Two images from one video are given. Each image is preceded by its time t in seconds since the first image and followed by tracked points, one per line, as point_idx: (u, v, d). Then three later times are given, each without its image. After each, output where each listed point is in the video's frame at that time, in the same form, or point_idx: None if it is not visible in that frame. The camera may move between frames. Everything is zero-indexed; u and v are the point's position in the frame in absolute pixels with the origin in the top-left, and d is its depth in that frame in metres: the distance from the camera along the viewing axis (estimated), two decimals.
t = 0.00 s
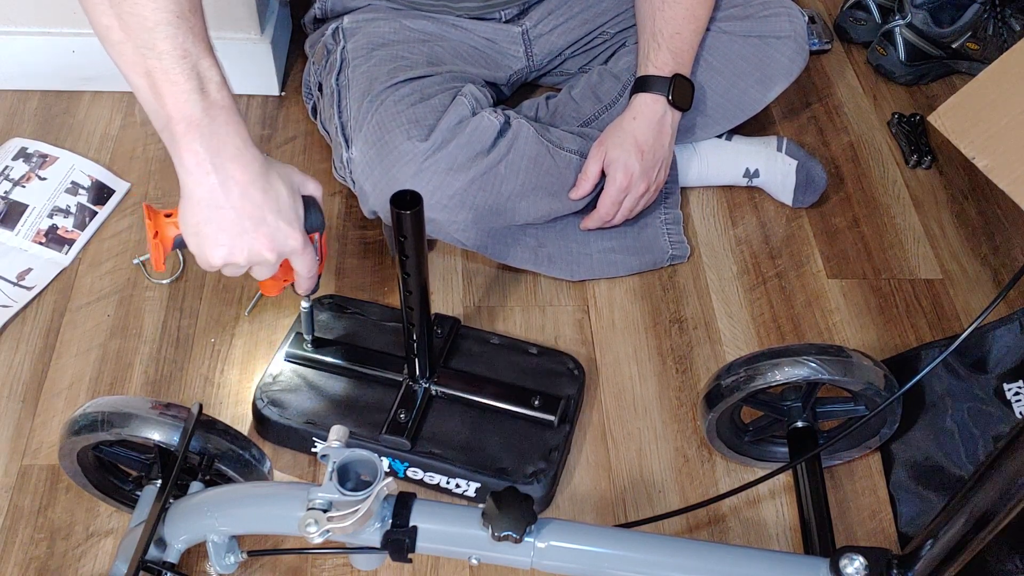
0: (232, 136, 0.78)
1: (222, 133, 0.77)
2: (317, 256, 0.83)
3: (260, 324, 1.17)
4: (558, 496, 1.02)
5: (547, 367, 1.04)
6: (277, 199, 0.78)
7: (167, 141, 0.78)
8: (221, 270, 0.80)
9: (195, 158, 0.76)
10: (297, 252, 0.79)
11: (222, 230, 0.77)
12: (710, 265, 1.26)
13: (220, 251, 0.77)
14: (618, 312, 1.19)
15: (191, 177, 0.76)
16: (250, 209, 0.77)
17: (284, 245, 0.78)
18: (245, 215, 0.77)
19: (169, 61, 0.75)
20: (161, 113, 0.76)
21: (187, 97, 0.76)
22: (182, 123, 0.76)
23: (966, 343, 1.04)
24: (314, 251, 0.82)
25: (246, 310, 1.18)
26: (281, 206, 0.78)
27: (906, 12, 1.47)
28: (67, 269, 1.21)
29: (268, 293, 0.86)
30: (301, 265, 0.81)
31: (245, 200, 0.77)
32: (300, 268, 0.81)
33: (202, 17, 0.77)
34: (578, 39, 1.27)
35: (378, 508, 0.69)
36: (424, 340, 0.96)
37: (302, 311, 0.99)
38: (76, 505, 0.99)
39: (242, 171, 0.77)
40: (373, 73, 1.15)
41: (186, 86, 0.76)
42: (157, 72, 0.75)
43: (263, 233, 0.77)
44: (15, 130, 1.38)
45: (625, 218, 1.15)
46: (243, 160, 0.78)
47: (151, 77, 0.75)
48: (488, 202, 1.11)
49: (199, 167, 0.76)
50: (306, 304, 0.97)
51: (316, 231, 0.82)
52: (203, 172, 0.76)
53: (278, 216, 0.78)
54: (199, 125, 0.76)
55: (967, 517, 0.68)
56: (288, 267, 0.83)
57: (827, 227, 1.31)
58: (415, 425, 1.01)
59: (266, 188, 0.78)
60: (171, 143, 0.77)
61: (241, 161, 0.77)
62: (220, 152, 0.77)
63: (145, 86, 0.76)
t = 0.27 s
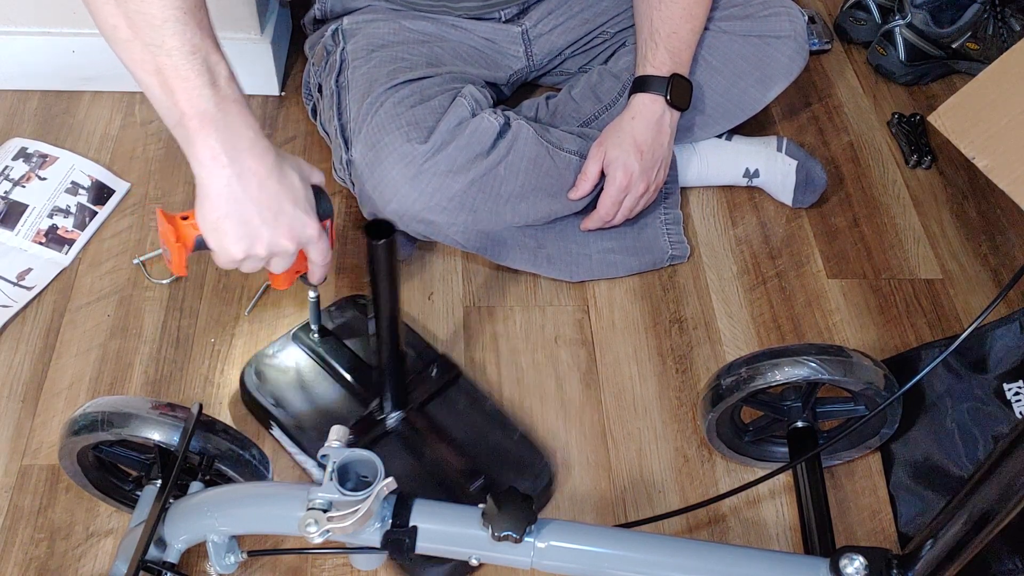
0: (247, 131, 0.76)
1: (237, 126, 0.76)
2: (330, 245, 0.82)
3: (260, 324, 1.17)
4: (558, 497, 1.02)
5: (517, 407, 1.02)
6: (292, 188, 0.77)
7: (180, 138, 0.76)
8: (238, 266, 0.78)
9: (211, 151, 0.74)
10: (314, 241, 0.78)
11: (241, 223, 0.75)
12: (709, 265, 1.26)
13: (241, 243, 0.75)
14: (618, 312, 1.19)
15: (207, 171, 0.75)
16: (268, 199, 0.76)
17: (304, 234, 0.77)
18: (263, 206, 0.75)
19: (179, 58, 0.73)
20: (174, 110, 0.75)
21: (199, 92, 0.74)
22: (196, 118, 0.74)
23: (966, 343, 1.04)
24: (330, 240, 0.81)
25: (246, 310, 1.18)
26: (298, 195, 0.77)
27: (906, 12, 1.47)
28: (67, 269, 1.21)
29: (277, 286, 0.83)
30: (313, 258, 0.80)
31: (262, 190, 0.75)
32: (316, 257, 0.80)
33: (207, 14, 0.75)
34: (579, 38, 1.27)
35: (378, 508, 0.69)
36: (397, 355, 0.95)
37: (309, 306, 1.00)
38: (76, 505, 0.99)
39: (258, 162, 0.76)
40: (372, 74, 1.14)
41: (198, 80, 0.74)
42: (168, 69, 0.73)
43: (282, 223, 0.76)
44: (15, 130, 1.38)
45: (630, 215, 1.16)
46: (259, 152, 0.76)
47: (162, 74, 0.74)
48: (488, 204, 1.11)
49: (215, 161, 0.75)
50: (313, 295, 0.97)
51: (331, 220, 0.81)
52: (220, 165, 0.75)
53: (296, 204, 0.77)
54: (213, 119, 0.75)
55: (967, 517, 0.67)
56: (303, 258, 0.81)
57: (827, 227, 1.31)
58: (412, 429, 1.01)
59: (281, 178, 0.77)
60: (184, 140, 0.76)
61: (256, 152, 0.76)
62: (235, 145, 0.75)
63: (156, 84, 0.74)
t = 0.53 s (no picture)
0: (259, 123, 0.78)
1: (249, 119, 0.77)
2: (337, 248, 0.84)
3: (260, 324, 1.17)
4: (558, 497, 1.02)
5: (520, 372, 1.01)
6: (304, 185, 0.79)
7: (192, 135, 0.77)
8: (247, 263, 0.78)
9: (226, 146, 0.75)
10: (325, 239, 0.80)
11: (254, 217, 0.76)
12: (710, 265, 1.26)
13: (251, 237, 0.76)
14: (618, 312, 1.19)
15: (221, 165, 0.75)
16: (282, 194, 0.77)
17: (315, 231, 0.78)
18: (278, 201, 0.77)
19: (189, 54, 0.74)
20: (185, 106, 0.75)
21: (210, 87, 0.75)
22: (208, 113, 0.75)
23: (966, 343, 1.04)
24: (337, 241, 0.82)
25: (247, 310, 1.18)
26: (310, 193, 0.79)
27: (906, 12, 1.47)
28: (67, 269, 1.21)
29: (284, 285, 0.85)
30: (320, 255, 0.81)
31: (277, 185, 0.77)
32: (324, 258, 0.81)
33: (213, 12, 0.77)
34: (578, 37, 1.28)
35: (378, 508, 0.69)
36: (379, 380, 0.91)
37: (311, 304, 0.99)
38: (76, 505, 0.99)
39: (272, 157, 0.78)
40: (370, 87, 1.14)
41: (208, 75, 0.75)
42: (178, 66, 0.74)
43: (295, 218, 0.77)
44: (15, 130, 1.38)
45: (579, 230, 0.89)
46: (272, 145, 0.78)
47: (171, 71, 0.74)
48: (488, 218, 1.11)
49: (229, 155, 0.75)
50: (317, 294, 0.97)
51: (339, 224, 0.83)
52: (234, 159, 0.76)
53: (308, 201, 0.78)
54: (225, 115, 0.76)
55: (966, 518, 0.67)
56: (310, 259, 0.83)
57: (827, 228, 1.31)
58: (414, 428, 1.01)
59: (294, 175, 0.79)
60: (196, 136, 0.76)
61: (270, 147, 0.78)
62: (248, 138, 0.77)
63: (165, 81, 0.75)
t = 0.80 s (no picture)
0: (255, 100, 0.77)
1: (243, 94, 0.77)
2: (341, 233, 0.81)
3: (260, 324, 1.17)
4: (558, 497, 1.02)
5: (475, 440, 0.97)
6: (304, 160, 0.78)
7: (189, 113, 0.76)
8: (249, 243, 0.75)
9: (222, 116, 0.75)
10: (326, 214, 0.77)
11: (252, 188, 0.74)
12: (710, 265, 1.26)
13: (250, 209, 0.73)
14: (618, 312, 1.19)
15: (218, 139, 0.75)
16: (281, 166, 0.76)
17: (316, 204, 0.76)
18: (277, 172, 0.75)
19: (178, 30, 0.75)
20: (179, 82, 0.75)
21: (204, 60, 0.75)
22: (202, 87, 0.75)
23: (967, 343, 1.04)
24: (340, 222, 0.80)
25: (247, 310, 1.17)
26: (310, 168, 0.78)
27: (907, 12, 1.47)
28: (67, 269, 1.21)
29: (280, 272, 0.80)
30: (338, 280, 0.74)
31: (275, 157, 0.76)
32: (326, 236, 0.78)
33: None
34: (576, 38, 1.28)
35: (378, 508, 0.69)
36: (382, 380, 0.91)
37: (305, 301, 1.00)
38: (76, 505, 0.99)
39: (269, 131, 0.77)
40: (364, 96, 1.14)
41: (194, 46, 0.75)
42: (167, 42, 0.75)
43: (296, 190, 0.75)
44: (16, 130, 1.38)
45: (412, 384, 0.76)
46: (269, 119, 0.77)
47: (164, 49, 0.75)
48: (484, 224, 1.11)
49: (226, 128, 0.75)
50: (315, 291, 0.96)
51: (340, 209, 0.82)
52: (231, 131, 0.75)
53: (307, 174, 0.77)
54: (221, 88, 0.75)
55: (965, 518, 0.67)
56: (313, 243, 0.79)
57: (827, 228, 1.31)
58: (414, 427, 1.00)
59: (294, 149, 0.78)
60: (193, 113, 0.76)
61: (267, 121, 0.77)
62: (244, 112, 0.76)
63: (158, 60, 0.75)
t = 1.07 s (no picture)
0: (179, 33, 0.72)
1: (162, 32, 0.72)
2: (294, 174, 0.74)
3: (260, 324, 1.16)
4: (558, 497, 1.02)
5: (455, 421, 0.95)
6: (235, 98, 0.71)
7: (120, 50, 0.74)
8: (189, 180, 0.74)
9: (140, 56, 0.71)
10: (258, 158, 0.70)
11: (175, 129, 0.71)
12: (710, 265, 1.26)
13: (174, 153, 0.71)
14: (618, 312, 1.19)
15: (141, 75, 0.71)
16: (202, 103, 0.70)
17: (239, 148, 0.70)
18: (196, 114, 0.70)
19: None
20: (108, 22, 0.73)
21: None
22: (124, 24, 0.72)
23: (967, 343, 1.04)
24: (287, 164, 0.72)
25: (247, 310, 1.17)
26: (237, 106, 0.71)
27: (907, 12, 1.46)
28: (67, 269, 1.21)
29: (261, 216, 0.78)
30: (393, 270, 0.70)
31: (199, 94, 0.70)
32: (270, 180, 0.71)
33: None
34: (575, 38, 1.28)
35: (378, 508, 0.70)
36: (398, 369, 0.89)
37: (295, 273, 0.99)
38: (76, 505, 0.99)
39: (192, 66, 0.71)
40: (363, 98, 1.14)
41: None
42: None
43: (219, 132, 0.70)
44: (16, 130, 1.38)
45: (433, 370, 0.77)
46: (193, 52, 0.71)
47: None
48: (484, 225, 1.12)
49: (145, 63, 0.71)
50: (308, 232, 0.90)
51: (292, 149, 0.74)
52: (150, 69, 0.71)
53: (231, 115, 0.70)
54: (139, 25, 0.72)
55: (967, 518, 0.67)
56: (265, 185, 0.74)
57: (827, 228, 1.31)
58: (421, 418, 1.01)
59: (219, 86, 0.71)
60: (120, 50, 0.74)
61: (191, 55, 0.71)
62: (164, 46, 0.71)
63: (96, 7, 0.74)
